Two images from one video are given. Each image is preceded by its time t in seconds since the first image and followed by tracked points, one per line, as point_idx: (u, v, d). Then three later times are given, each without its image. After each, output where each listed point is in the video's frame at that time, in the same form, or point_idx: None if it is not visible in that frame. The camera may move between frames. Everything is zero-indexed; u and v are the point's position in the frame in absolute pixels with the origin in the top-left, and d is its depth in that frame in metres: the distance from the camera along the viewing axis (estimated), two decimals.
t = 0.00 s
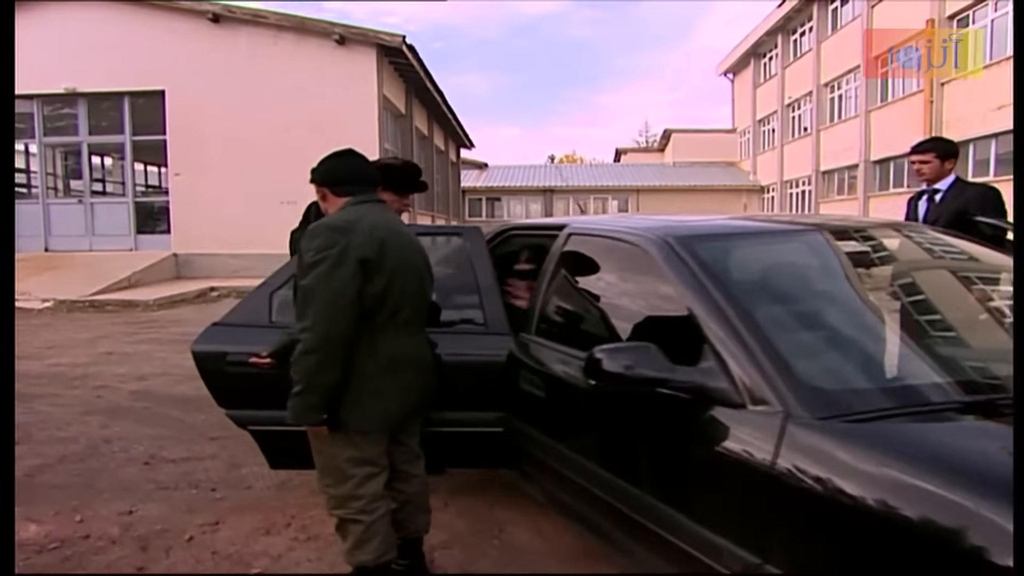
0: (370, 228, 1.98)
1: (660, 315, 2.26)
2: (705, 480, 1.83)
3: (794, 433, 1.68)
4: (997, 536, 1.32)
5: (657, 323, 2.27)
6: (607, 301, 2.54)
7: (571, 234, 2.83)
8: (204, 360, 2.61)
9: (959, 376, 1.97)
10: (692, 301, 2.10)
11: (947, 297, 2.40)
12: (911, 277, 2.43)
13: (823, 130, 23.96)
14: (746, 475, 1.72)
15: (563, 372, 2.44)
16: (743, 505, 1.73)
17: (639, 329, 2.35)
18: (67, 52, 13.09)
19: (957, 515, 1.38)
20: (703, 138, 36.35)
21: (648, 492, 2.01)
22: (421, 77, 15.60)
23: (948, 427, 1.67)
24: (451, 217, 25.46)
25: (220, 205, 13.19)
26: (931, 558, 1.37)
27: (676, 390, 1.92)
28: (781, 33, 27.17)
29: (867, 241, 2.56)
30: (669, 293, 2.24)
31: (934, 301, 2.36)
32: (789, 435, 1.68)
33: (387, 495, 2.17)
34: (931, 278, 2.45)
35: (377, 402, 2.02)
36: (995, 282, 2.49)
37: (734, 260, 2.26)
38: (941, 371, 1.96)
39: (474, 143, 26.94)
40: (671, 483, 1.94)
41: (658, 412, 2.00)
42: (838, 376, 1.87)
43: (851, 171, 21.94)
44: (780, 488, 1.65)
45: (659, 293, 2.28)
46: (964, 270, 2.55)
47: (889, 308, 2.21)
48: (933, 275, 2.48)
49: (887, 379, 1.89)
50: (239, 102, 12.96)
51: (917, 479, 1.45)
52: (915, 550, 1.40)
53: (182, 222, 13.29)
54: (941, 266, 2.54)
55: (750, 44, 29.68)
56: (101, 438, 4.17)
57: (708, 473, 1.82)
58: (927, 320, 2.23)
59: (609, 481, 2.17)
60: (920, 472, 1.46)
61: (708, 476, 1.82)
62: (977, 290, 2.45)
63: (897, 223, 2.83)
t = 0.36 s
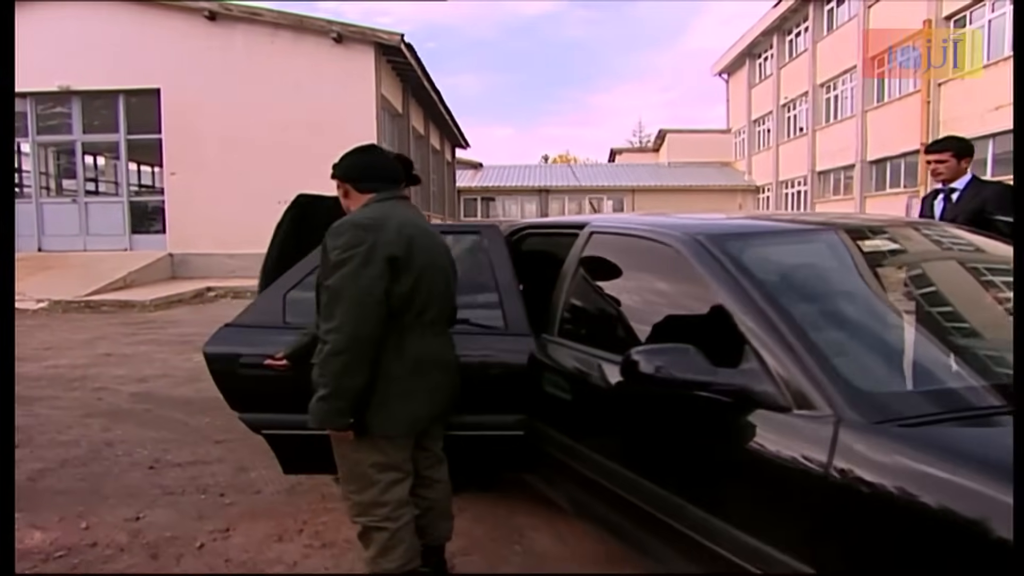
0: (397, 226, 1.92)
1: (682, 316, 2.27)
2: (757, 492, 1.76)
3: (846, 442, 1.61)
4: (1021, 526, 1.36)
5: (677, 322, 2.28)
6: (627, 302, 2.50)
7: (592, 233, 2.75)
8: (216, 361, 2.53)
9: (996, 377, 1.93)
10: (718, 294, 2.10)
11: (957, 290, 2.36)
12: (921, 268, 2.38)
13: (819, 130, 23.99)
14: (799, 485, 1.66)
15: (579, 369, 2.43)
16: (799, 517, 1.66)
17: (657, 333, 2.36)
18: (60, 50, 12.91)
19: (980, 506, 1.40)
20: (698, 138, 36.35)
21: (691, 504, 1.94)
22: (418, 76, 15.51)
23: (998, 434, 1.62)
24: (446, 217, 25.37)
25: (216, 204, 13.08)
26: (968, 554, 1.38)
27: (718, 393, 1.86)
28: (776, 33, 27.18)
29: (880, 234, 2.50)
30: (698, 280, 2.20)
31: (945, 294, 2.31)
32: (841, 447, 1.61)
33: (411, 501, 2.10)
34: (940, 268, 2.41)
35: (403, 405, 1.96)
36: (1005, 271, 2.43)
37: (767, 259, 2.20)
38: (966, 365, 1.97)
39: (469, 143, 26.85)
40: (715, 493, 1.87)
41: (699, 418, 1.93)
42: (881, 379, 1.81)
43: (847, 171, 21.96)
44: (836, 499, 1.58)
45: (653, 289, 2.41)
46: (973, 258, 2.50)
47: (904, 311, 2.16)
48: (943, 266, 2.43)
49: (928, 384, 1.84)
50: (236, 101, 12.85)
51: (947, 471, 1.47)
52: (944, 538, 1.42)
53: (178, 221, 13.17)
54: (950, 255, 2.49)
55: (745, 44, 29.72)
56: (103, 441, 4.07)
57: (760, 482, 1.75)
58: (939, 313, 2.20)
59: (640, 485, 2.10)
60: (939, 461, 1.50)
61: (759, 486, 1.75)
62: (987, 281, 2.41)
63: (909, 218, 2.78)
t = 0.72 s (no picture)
0: (424, 224, 1.85)
1: (696, 315, 2.27)
2: (793, 493, 1.75)
3: (902, 450, 1.57)
4: None
5: (696, 322, 2.27)
6: (635, 299, 2.48)
7: (613, 231, 2.69)
8: (228, 362, 2.46)
9: None
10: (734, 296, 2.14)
11: (966, 281, 2.30)
12: (928, 258, 2.32)
13: (811, 130, 24.05)
14: (842, 487, 1.64)
15: (593, 365, 2.42)
16: (841, 519, 1.65)
17: (677, 331, 2.30)
18: (53, 48, 12.76)
19: (989, 491, 1.44)
20: (691, 138, 36.40)
21: (720, 505, 1.93)
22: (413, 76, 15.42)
23: None
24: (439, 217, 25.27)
25: (209, 204, 12.94)
26: (981, 537, 1.43)
27: (758, 395, 1.82)
28: (769, 33, 27.24)
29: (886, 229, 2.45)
30: (730, 281, 2.15)
31: (953, 285, 2.26)
32: (895, 455, 1.57)
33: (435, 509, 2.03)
34: (947, 258, 2.35)
35: (428, 409, 1.90)
36: (1011, 262, 2.39)
37: (799, 259, 2.15)
38: (968, 345, 1.93)
39: (463, 142, 26.74)
40: (749, 495, 1.85)
41: (735, 419, 1.89)
42: (923, 381, 1.76)
43: (840, 171, 22.01)
44: (887, 499, 1.56)
45: (647, 285, 2.47)
46: (978, 250, 2.45)
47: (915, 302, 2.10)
48: (950, 256, 2.37)
49: (967, 385, 1.79)
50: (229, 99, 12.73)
51: (964, 461, 1.50)
52: (967, 524, 1.45)
53: (170, 221, 13.02)
54: (957, 247, 2.44)
55: (737, 44, 29.80)
56: (103, 445, 3.98)
57: (796, 483, 1.74)
58: (948, 302, 2.15)
59: (660, 484, 2.11)
60: (964, 456, 1.51)
61: (795, 487, 1.74)
62: (993, 272, 2.36)
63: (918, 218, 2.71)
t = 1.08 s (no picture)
0: (461, 223, 1.79)
1: (726, 316, 2.27)
2: (836, 495, 1.71)
3: (966, 455, 1.53)
4: None
5: (723, 323, 2.27)
6: (657, 304, 2.44)
7: (638, 231, 2.63)
8: (246, 366, 2.39)
9: None
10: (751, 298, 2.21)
11: (978, 273, 2.27)
12: (940, 251, 2.28)
13: (809, 131, 24.07)
14: (888, 489, 1.60)
15: (616, 367, 2.39)
16: (887, 522, 1.60)
17: (700, 339, 2.28)
18: (49, 46, 12.64)
19: (1003, 479, 1.47)
20: (688, 139, 36.41)
21: (758, 506, 1.89)
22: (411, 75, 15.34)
23: None
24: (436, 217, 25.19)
25: (207, 203, 12.85)
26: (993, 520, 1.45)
27: (809, 399, 1.78)
28: (765, 34, 27.26)
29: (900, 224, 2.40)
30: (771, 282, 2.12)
31: (967, 278, 2.21)
32: (958, 461, 1.53)
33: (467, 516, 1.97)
34: (959, 250, 2.31)
35: (464, 414, 1.84)
36: None
37: (841, 258, 2.10)
38: (983, 331, 1.93)
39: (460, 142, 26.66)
40: (783, 496, 1.83)
41: (776, 422, 1.85)
42: (973, 382, 1.72)
43: (837, 172, 22.04)
44: (938, 502, 1.52)
45: (667, 287, 2.45)
46: (989, 242, 2.41)
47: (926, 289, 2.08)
48: (963, 248, 2.33)
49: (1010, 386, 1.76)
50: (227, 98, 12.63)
51: (987, 455, 1.51)
52: (992, 516, 1.45)
53: (168, 220, 12.91)
54: (969, 240, 2.39)
55: (734, 45, 29.83)
56: (109, 449, 3.89)
57: (839, 485, 1.70)
58: (962, 295, 2.11)
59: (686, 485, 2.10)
60: (1006, 455, 1.50)
61: (838, 490, 1.70)
62: (1006, 264, 2.31)
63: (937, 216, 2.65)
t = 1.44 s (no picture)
0: (493, 223, 1.73)
1: (750, 317, 2.26)
2: (881, 501, 1.67)
3: None
4: None
5: (749, 325, 2.26)
6: (678, 307, 2.42)
7: (664, 230, 2.59)
8: (264, 369, 2.33)
9: None
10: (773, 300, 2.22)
11: (992, 268, 2.22)
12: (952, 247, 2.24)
13: (803, 131, 24.12)
14: (942, 494, 1.55)
15: (638, 368, 2.36)
16: (935, 529, 1.56)
17: (723, 341, 2.25)
18: (42, 44, 12.48)
19: None
20: (682, 140, 36.45)
21: (798, 511, 1.86)
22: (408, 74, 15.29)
23: None
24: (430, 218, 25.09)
25: (203, 203, 12.74)
26: None
27: (858, 403, 1.72)
28: (760, 34, 27.31)
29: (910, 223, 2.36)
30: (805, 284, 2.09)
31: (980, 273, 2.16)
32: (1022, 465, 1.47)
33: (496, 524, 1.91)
34: (969, 243, 2.27)
35: (496, 420, 1.78)
36: None
37: (877, 260, 2.05)
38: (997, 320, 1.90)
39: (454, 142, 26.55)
40: (828, 500, 1.78)
41: (820, 425, 1.80)
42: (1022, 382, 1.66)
43: (832, 172, 22.09)
44: (998, 507, 1.47)
45: (693, 292, 2.41)
46: (1000, 236, 2.37)
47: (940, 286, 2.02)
48: (971, 240, 2.29)
49: None
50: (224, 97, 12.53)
51: None
52: None
53: (163, 220, 12.79)
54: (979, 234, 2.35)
55: (728, 46, 29.88)
56: (113, 454, 3.81)
57: (891, 489, 1.65)
58: (974, 287, 2.07)
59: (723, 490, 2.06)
60: None
61: (890, 496, 1.65)
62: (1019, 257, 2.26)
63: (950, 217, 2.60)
